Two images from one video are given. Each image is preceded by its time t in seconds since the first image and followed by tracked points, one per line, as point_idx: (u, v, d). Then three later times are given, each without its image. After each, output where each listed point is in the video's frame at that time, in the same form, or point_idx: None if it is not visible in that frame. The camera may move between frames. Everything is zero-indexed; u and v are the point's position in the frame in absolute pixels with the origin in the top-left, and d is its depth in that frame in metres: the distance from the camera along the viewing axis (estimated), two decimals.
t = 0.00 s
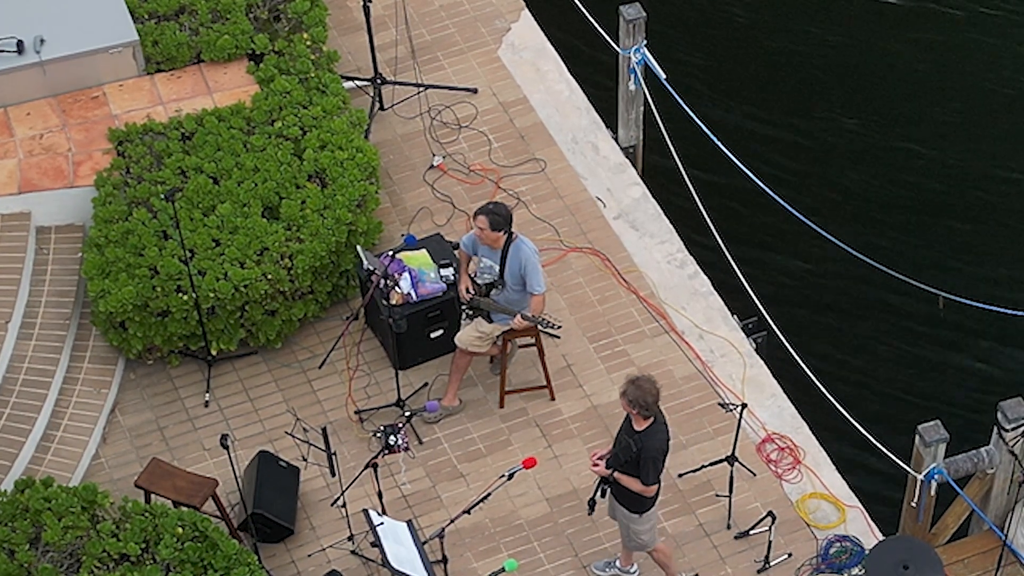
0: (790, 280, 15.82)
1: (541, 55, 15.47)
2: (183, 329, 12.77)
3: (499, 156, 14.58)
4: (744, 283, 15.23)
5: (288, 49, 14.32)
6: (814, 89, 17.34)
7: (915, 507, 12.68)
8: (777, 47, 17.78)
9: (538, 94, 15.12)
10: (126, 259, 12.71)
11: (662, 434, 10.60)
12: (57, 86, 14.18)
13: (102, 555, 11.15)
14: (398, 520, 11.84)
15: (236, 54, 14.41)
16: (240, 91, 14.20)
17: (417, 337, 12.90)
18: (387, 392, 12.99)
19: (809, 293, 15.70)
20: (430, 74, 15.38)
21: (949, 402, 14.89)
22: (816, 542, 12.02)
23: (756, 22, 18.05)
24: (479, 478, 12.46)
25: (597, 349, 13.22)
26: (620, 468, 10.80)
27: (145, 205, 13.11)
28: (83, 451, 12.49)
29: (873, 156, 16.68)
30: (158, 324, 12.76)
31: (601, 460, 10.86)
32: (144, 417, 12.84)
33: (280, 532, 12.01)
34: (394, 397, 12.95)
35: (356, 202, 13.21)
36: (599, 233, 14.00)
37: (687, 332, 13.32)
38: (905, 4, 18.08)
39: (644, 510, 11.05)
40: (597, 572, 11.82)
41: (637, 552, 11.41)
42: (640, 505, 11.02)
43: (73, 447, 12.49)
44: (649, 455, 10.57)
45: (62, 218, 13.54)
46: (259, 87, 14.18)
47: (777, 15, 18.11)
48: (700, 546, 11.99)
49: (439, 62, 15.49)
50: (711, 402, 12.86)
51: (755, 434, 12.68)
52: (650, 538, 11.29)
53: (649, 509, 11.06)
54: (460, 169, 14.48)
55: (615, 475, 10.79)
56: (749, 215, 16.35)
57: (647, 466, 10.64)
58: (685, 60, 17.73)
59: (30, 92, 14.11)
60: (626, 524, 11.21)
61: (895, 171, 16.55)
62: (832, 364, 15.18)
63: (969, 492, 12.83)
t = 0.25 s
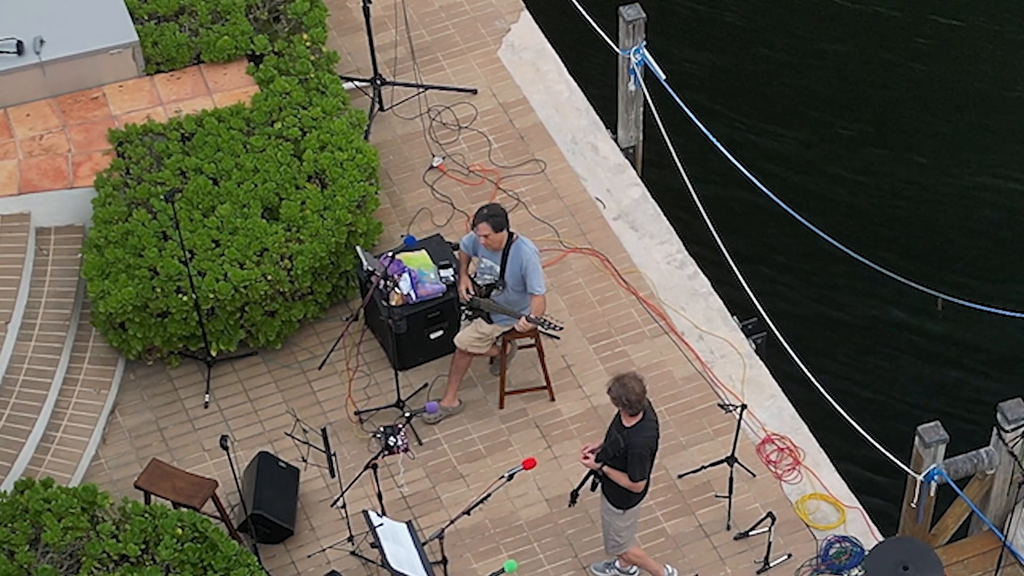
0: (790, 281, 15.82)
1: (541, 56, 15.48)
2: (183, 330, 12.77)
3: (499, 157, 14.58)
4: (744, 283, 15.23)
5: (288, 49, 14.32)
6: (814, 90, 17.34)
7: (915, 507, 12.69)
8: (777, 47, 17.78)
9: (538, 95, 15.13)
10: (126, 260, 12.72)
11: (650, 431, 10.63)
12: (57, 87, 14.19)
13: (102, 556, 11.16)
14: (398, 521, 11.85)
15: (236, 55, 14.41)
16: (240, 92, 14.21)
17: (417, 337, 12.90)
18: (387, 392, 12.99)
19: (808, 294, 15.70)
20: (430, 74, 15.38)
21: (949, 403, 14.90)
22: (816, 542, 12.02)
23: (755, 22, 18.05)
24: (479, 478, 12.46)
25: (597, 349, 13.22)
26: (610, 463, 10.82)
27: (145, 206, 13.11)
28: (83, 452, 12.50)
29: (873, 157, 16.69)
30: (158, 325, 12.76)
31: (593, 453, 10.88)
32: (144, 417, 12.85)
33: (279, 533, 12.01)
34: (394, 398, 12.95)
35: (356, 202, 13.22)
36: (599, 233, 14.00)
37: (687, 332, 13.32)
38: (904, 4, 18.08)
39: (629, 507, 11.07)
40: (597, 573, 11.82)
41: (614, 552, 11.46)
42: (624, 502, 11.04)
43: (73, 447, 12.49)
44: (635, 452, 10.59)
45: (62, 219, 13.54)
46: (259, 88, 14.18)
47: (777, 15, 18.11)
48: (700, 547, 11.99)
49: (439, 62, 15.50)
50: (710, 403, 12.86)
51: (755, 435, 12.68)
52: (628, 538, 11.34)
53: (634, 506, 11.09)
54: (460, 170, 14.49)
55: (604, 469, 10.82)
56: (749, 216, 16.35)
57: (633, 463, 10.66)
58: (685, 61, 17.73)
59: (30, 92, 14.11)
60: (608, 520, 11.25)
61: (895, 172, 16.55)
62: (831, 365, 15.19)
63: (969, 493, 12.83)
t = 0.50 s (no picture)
0: (790, 280, 15.81)
1: (541, 56, 15.47)
2: (183, 330, 12.77)
3: (499, 157, 14.58)
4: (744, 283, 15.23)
5: (288, 49, 14.32)
6: (814, 89, 17.34)
7: (915, 507, 12.69)
8: (777, 47, 17.77)
9: (538, 95, 15.13)
10: (126, 260, 12.71)
11: (643, 430, 10.58)
12: (57, 87, 14.19)
13: (102, 556, 11.17)
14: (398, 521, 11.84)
15: (236, 55, 14.41)
16: (240, 92, 14.20)
17: (417, 337, 12.90)
18: (387, 392, 12.99)
19: (809, 294, 15.70)
20: (430, 74, 15.38)
21: (949, 403, 14.89)
22: (816, 542, 12.02)
23: (756, 22, 18.04)
24: (479, 478, 12.46)
25: (597, 349, 13.22)
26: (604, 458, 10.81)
27: (145, 206, 13.11)
28: (83, 452, 12.49)
29: (873, 156, 16.68)
30: (158, 325, 12.76)
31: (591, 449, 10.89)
32: (144, 417, 12.85)
33: (279, 533, 12.01)
34: (394, 398, 12.95)
35: (356, 202, 13.22)
36: (599, 233, 14.00)
37: (687, 332, 13.32)
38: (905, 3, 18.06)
39: (622, 504, 11.06)
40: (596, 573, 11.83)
41: (599, 546, 11.43)
42: (617, 498, 11.02)
43: (73, 447, 12.49)
44: (624, 446, 10.58)
45: (62, 219, 13.54)
46: (259, 88, 14.18)
47: (777, 14, 18.10)
48: (700, 546, 11.99)
49: (439, 62, 15.50)
50: (711, 403, 12.85)
51: (755, 434, 12.68)
52: (617, 535, 11.31)
53: (628, 503, 11.07)
54: (460, 170, 14.49)
55: (597, 463, 10.82)
56: (749, 215, 16.35)
57: (624, 458, 10.64)
58: (685, 60, 17.73)
59: (30, 92, 14.11)
60: (599, 515, 11.23)
61: (895, 172, 16.54)
62: (832, 365, 15.18)
63: (969, 493, 12.83)
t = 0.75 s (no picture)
0: (790, 279, 15.81)
1: (541, 55, 15.46)
2: (183, 329, 12.76)
3: (499, 156, 14.58)
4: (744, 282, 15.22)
5: (288, 48, 14.31)
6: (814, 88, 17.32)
7: (915, 506, 12.69)
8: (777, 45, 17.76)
9: (538, 94, 15.12)
10: (126, 259, 12.71)
11: (642, 428, 10.57)
12: (57, 86, 14.18)
13: (102, 555, 11.18)
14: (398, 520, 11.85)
15: (236, 54, 14.40)
16: (240, 91, 14.20)
17: (417, 336, 12.90)
18: (387, 391, 12.99)
19: (809, 293, 15.69)
20: (430, 73, 15.37)
21: (949, 402, 14.89)
22: (816, 541, 12.02)
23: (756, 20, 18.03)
24: (478, 477, 12.46)
25: (597, 348, 13.22)
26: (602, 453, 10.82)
27: (144, 205, 13.10)
28: (83, 451, 12.49)
29: (873, 155, 16.67)
30: (157, 324, 12.76)
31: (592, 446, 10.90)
32: (144, 416, 12.84)
33: (279, 532, 12.02)
34: (394, 397, 12.95)
35: (356, 201, 13.21)
36: (598, 232, 14.00)
37: (687, 331, 13.31)
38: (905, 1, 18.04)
39: (621, 501, 11.05)
40: (596, 572, 11.84)
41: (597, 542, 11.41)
42: (615, 495, 11.02)
43: (73, 446, 12.49)
44: (620, 440, 10.57)
45: (62, 218, 13.54)
46: (259, 87, 14.17)
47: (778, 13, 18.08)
48: (700, 545, 11.99)
49: (439, 61, 15.49)
50: (710, 402, 12.85)
51: (755, 434, 12.68)
52: (615, 532, 11.28)
53: (626, 501, 11.06)
54: (460, 169, 14.48)
55: (595, 457, 10.83)
56: (749, 214, 16.34)
57: (619, 451, 10.63)
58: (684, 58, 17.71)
59: (30, 91, 14.11)
60: (597, 511, 11.22)
61: (895, 171, 16.53)
62: (831, 364, 15.18)
63: (969, 491, 12.83)
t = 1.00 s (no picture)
0: (790, 279, 15.82)
1: (541, 55, 15.46)
2: (183, 328, 12.76)
3: (499, 155, 14.57)
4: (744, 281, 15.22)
5: (288, 48, 14.29)
6: (814, 88, 17.32)
7: (915, 506, 12.71)
8: (777, 44, 17.76)
9: (538, 93, 15.12)
10: (125, 258, 12.71)
11: (646, 429, 10.56)
12: (56, 85, 14.17)
13: (101, 554, 11.19)
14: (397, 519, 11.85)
15: (236, 53, 14.39)
16: (239, 90, 14.19)
17: (417, 335, 12.90)
18: (387, 390, 12.99)
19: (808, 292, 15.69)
20: (430, 73, 15.37)
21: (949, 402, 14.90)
22: (816, 541, 12.02)
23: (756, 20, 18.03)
24: (478, 476, 12.46)
25: (597, 348, 13.22)
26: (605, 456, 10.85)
27: (144, 204, 13.10)
28: (83, 450, 12.49)
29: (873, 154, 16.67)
30: (157, 324, 12.75)
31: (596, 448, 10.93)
32: (143, 416, 12.84)
33: (279, 531, 12.02)
34: (394, 396, 12.95)
35: (356, 201, 13.21)
36: (598, 232, 14.00)
37: (687, 331, 13.31)
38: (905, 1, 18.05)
39: (627, 504, 11.07)
40: (597, 571, 11.84)
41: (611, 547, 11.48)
42: (622, 498, 11.04)
43: (72, 446, 12.49)
44: (622, 444, 10.60)
45: (62, 217, 13.54)
46: (259, 86, 14.17)
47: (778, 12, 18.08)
48: (700, 545, 12.00)
49: (439, 61, 15.48)
50: (710, 401, 12.85)
51: (755, 433, 12.68)
52: (626, 536, 11.35)
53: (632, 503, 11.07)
54: (460, 168, 14.48)
55: (597, 459, 10.85)
56: (749, 213, 16.34)
57: (623, 455, 10.66)
58: (684, 58, 17.71)
59: (30, 91, 14.11)
60: (608, 515, 11.27)
61: (896, 170, 16.52)
62: (831, 364, 15.18)
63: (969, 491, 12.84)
